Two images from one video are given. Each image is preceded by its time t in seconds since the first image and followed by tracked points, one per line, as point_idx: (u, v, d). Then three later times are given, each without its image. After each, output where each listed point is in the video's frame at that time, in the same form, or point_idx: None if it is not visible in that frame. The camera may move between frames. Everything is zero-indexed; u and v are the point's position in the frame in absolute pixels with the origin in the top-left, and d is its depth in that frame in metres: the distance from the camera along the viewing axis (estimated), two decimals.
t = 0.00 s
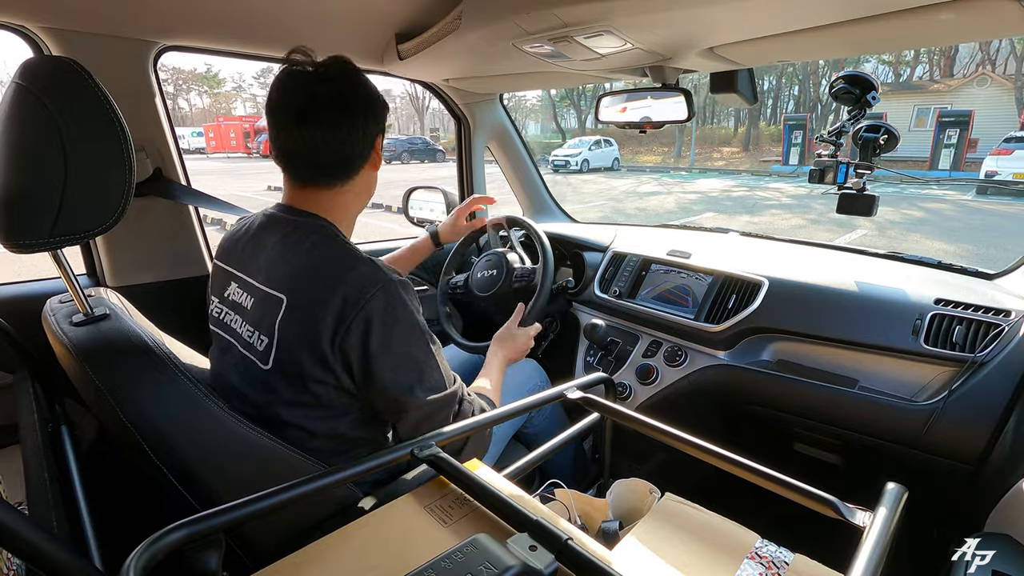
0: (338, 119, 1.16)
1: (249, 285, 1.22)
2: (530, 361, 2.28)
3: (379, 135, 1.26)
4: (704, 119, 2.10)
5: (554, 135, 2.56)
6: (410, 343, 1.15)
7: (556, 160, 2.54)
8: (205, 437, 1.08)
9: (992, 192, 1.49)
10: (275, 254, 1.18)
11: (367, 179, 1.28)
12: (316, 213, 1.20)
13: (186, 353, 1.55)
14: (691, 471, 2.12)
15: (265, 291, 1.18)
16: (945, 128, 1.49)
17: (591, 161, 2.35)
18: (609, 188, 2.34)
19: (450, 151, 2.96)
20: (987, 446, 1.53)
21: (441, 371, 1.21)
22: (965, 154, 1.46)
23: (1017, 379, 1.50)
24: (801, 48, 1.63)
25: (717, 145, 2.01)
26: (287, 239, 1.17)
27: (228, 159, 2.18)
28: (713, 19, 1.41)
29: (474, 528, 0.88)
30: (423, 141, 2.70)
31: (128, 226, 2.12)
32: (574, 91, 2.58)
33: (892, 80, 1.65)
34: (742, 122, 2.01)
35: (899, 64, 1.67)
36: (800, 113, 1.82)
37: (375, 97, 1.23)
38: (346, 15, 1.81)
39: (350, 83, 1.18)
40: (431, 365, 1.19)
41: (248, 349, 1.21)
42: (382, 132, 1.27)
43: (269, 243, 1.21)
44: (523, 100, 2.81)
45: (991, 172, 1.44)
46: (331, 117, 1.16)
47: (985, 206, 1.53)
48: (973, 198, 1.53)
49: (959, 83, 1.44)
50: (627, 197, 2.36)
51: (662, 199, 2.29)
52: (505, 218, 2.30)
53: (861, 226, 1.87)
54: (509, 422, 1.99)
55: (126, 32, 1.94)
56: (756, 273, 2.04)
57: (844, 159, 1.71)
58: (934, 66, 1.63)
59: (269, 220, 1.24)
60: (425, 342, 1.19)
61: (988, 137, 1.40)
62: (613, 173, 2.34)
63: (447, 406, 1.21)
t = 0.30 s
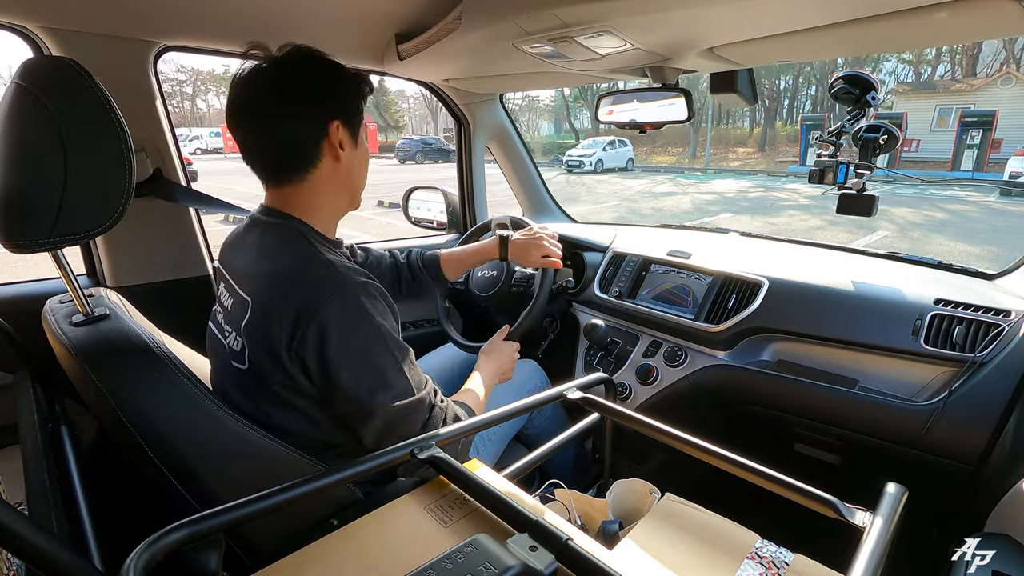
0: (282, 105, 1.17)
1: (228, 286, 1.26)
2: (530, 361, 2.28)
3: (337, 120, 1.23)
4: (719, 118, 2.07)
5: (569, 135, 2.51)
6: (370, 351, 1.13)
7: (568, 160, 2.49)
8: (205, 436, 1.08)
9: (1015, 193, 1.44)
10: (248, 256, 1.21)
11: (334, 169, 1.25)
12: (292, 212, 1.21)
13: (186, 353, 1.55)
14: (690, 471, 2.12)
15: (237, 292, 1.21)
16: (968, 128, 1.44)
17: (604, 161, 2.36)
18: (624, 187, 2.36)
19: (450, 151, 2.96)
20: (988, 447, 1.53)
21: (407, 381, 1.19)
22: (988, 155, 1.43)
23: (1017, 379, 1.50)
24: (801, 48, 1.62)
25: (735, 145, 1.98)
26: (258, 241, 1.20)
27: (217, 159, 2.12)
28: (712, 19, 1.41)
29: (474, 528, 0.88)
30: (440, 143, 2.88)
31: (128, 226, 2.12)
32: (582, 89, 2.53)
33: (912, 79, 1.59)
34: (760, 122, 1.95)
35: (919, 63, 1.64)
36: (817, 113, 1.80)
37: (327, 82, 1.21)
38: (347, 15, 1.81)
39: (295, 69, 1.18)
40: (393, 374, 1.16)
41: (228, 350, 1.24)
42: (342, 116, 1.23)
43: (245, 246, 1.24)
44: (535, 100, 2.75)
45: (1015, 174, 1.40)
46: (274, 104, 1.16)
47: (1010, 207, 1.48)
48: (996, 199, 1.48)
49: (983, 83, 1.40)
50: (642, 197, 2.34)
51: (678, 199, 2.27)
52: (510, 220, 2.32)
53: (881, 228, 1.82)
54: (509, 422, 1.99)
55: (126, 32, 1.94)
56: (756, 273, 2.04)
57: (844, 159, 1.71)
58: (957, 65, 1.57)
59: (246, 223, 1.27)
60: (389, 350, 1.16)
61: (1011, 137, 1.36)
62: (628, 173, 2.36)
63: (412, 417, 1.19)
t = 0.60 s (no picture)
0: (222, 125, 1.32)
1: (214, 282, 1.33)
2: (531, 362, 2.29)
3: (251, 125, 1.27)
4: (736, 118, 2.02)
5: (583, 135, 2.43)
6: (318, 341, 1.12)
7: (586, 161, 2.37)
8: (204, 436, 1.08)
9: None
10: (226, 252, 1.28)
11: (262, 176, 1.30)
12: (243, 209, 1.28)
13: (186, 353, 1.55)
14: (690, 471, 2.12)
15: (216, 286, 1.29)
16: (994, 128, 1.38)
17: (621, 161, 2.28)
18: (641, 188, 2.28)
19: (450, 152, 2.96)
20: (988, 447, 1.53)
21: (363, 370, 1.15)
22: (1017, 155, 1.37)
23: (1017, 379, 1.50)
24: (802, 48, 1.62)
25: (753, 145, 1.89)
26: (232, 238, 1.27)
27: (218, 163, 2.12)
28: (712, 19, 1.41)
29: (474, 528, 0.88)
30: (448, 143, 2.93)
31: (128, 226, 2.12)
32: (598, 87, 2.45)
33: (938, 78, 1.49)
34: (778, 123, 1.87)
35: (945, 61, 1.56)
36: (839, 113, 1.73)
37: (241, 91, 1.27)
38: (347, 15, 1.81)
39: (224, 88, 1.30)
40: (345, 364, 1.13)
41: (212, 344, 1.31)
42: (254, 120, 1.27)
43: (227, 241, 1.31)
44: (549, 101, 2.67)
45: None
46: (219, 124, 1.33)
47: None
48: None
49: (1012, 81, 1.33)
50: (660, 197, 2.27)
51: (696, 200, 2.20)
52: (509, 219, 2.33)
53: (907, 229, 1.74)
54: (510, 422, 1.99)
55: (125, 32, 1.94)
56: (756, 273, 2.05)
57: (844, 159, 1.71)
58: (984, 63, 1.48)
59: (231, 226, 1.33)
60: (340, 339, 1.14)
61: None
62: (646, 173, 2.28)
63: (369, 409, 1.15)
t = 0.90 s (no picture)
0: (205, 130, 1.35)
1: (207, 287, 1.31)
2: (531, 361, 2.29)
3: (225, 130, 1.29)
4: (759, 117, 1.96)
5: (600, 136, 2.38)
6: (331, 330, 1.11)
7: (603, 161, 2.31)
8: (204, 436, 1.08)
9: None
10: (219, 258, 1.26)
11: (239, 180, 1.31)
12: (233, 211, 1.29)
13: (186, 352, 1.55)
14: (690, 471, 2.12)
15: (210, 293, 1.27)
16: None
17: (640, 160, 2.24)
18: (661, 188, 2.25)
19: (450, 152, 2.96)
20: (988, 447, 1.53)
21: (383, 344, 1.14)
22: None
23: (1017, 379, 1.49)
24: (802, 48, 1.62)
25: (775, 145, 1.87)
26: (226, 242, 1.25)
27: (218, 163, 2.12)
28: (712, 19, 1.41)
29: (474, 528, 0.88)
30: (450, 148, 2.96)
31: (128, 226, 2.12)
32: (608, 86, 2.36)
33: (966, 77, 1.44)
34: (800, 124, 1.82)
35: (974, 60, 1.50)
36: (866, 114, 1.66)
37: (213, 96, 1.28)
38: (347, 15, 1.81)
39: (201, 94, 1.32)
40: (366, 343, 1.12)
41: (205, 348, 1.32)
42: (225, 127, 1.28)
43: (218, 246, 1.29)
44: (562, 101, 2.62)
45: None
46: (202, 130, 1.36)
47: None
48: None
49: None
50: (681, 197, 2.24)
51: (717, 200, 2.14)
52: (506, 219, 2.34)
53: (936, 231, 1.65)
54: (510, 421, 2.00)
55: (126, 32, 1.94)
56: (756, 273, 2.04)
57: (844, 159, 1.71)
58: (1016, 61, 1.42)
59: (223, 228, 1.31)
60: (352, 324, 1.12)
61: None
62: (664, 173, 2.26)
63: (401, 375, 1.14)
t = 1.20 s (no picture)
0: (215, 130, 1.33)
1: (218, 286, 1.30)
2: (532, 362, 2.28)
3: (236, 131, 1.28)
4: (783, 116, 1.87)
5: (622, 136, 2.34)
6: (360, 314, 1.14)
7: (626, 160, 2.26)
8: (204, 436, 1.08)
9: None
10: (231, 255, 1.25)
11: (251, 181, 1.31)
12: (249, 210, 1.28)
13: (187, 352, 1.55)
14: (690, 471, 2.12)
15: (222, 292, 1.26)
16: None
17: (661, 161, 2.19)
18: (684, 188, 2.20)
19: (450, 152, 2.97)
20: (988, 447, 1.52)
21: (410, 322, 1.17)
22: None
23: (1017, 379, 1.49)
24: (802, 48, 1.62)
25: (801, 145, 1.84)
26: (239, 241, 1.25)
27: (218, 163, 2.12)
28: (712, 19, 1.41)
29: (474, 528, 0.88)
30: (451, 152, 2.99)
31: (128, 226, 2.12)
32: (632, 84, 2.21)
33: (1003, 74, 1.40)
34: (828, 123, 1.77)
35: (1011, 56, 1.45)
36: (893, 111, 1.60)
37: (225, 96, 1.27)
38: (348, 15, 1.81)
39: (211, 94, 1.31)
40: (395, 322, 1.15)
41: (213, 349, 1.31)
42: (235, 127, 1.28)
43: (228, 245, 1.29)
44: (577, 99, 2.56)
45: None
46: (212, 130, 1.35)
47: None
48: None
49: None
50: (705, 197, 2.17)
51: (742, 200, 2.04)
52: (507, 218, 2.36)
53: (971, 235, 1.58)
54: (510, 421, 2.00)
55: (126, 32, 1.94)
56: (756, 274, 2.04)
57: (844, 159, 1.70)
58: None
59: (230, 228, 1.30)
60: (379, 308, 1.15)
61: None
62: (687, 174, 2.19)
63: (430, 346, 1.18)
